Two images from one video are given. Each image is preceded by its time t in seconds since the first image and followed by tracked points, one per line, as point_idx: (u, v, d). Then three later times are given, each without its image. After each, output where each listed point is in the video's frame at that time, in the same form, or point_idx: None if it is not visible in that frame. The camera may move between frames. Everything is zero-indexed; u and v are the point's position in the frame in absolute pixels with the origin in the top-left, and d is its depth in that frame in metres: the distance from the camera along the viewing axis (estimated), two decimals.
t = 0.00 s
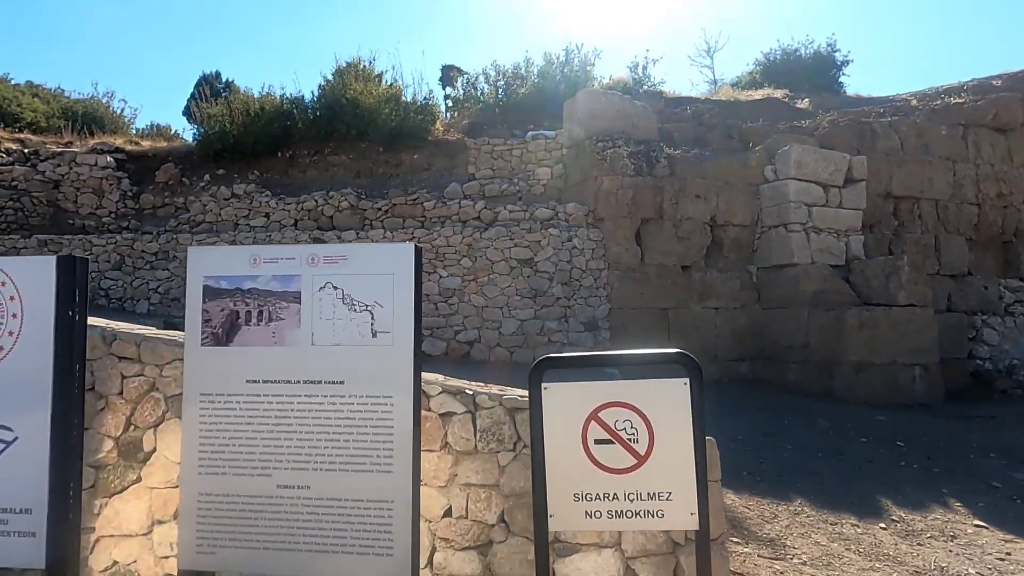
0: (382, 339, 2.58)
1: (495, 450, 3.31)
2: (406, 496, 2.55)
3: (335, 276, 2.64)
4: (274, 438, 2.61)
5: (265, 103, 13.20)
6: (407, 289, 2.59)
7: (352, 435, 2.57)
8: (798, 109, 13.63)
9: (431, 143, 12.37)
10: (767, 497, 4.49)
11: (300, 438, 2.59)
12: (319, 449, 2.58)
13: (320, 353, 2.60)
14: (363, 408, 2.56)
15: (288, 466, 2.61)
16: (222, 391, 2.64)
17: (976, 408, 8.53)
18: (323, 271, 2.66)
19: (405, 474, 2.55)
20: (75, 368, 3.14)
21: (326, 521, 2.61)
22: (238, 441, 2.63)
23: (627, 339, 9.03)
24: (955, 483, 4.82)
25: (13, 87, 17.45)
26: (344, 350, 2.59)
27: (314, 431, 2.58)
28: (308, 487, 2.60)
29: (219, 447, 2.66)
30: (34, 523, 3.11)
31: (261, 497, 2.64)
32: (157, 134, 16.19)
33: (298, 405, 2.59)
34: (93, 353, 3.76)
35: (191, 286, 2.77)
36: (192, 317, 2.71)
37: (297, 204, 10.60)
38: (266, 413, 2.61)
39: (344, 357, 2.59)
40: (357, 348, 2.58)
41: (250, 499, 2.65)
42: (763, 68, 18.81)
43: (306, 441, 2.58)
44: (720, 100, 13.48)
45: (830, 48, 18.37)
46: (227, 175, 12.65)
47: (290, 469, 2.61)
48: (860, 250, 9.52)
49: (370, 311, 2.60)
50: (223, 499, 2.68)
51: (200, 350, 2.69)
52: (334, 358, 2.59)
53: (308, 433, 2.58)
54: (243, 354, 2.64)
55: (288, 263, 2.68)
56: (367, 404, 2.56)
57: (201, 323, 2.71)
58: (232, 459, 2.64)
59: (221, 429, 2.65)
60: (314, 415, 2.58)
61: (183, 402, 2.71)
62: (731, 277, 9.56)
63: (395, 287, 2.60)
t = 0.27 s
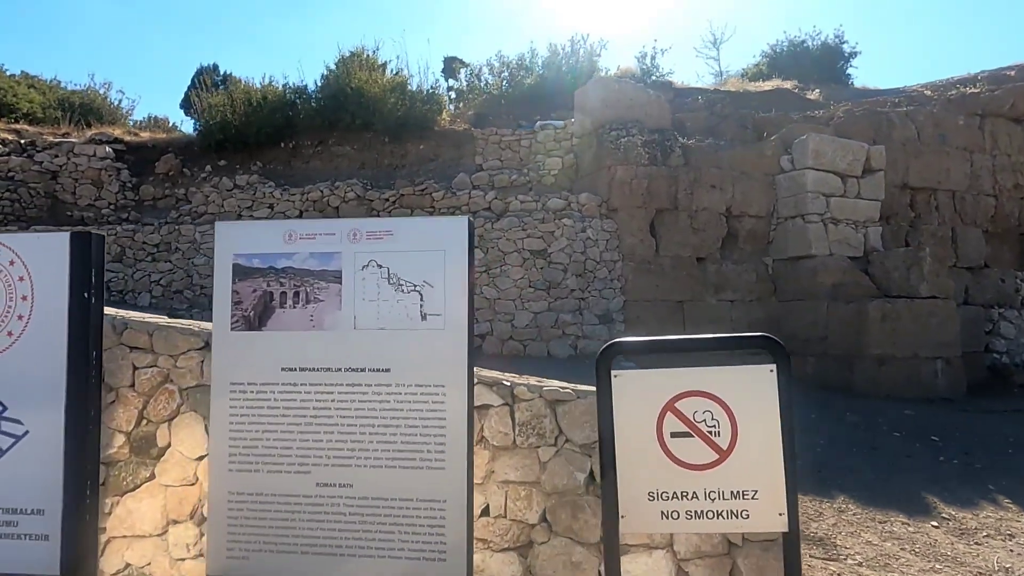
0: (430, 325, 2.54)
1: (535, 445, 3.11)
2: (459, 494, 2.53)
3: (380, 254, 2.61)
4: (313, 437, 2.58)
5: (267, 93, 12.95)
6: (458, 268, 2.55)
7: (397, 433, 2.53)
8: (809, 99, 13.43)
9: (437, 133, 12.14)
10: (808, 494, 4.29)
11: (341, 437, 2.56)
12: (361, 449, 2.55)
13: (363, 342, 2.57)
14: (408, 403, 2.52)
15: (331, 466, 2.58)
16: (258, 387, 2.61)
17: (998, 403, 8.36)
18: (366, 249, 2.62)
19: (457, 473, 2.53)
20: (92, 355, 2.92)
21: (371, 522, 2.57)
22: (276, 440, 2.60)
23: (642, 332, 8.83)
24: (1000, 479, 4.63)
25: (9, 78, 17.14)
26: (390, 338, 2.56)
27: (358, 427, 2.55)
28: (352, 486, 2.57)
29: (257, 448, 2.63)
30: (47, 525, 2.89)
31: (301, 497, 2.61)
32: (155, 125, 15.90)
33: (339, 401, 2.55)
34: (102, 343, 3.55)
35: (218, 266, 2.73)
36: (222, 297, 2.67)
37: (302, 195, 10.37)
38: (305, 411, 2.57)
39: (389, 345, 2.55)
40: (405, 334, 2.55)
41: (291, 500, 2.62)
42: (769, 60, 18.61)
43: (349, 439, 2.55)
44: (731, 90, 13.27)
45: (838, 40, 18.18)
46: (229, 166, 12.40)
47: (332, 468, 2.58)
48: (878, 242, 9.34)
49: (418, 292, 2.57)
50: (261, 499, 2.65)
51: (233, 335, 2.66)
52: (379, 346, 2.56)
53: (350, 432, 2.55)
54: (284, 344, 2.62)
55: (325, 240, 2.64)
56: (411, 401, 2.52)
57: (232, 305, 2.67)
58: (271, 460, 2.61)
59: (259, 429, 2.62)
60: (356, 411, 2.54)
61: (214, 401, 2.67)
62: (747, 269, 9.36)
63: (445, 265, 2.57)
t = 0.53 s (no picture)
0: (480, 328, 2.40)
1: (576, 454, 2.90)
2: (517, 506, 2.38)
3: (428, 247, 2.46)
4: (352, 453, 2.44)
5: (269, 86, 12.71)
6: (514, 264, 2.39)
7: (445, 447, 2.40)
8: (819, 94, 13.23)
9: (443, 127, 11.91)
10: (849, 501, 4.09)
11: (383, 452, 2.42)
12: (406, 465, 2.42)
13: (409, 347, 2.43)
14: (457, 414, 2.39)
15: (372, 483, 2.44)
16: (291, 395, 2.48)
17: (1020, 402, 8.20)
18: (412, 242, 2.47)
19: (511, 487, 2.37)
20: (105, 357, 2.69)
21: (415, 542, 2.45)
22: (311, 457, 2.45)
23: (657, 330, 8.64)
24: None
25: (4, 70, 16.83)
26: (438, 343, 2.42)
27: (402, 441, 2.41)
28: (396, 505, 2.45)
29: (288, 464, 2.49)
30: (56, 548, 2.68)
31: (339, 517, 2.47)
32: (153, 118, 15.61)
33: (382, 413, 2.42)
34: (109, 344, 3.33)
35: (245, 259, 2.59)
36: (249, 293, 2.54)
37: (307, 190, 10.15)
38: (343, 424, 2.43)
39: (437, 351, 2.42)
40: (453, 338, 2.42)
41: (327, 520, 2.48)
42: (776, 54, 18.40)
43: (392, 455, 2.42)
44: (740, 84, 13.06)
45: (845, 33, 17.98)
46: (231, 161, 12.14)
47: (373, 487, 2.45)
48: (896, 238, 9.15)
49: (470, 290, 2.42)
50: (294, 519, 2.51)
51: (265, 337, 2.53)
52: (427, 351, 2.42)
53: (394, 446, 2.42)
54: (319, 348, 2.47)
55: (365, 234, 2.51)
56: (462, 413, 2.39)
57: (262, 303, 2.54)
58: (304, 477, 2.47)
59: (290, 445, 2.47)
60: (401, 424, 2.41)
61: (241, 414, 2.53)
62: (762, 265, 9.17)
63: (499, 261, 2.41)
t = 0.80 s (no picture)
0: (531, 326, 2.34)
1: (613, 458, 2.74)
2: (575, 510, 2.32)
3: (476, 236, 2.39)
4: (393, 462, 2.38)
5: (270, 80, 12.53)
6: (569, 256, 2.32)
7: (492, 457, 2.33)
8: (827, 88, 13.09)
9: (447, 122, 11.72)
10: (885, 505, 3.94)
11: (426, 462, 2.37)
12: (451, 476, 2.36)
13: (455, 346, 2.36)
14: (508, 422, 2.32)
15: (416, 495, 2.39)
16: (326, 399, 2.42)
17: None
18: (459, 231, 2.40)
19: (569, 493, 2.32)
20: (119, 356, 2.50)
21: (461, 555, 2.40)
22: (350, 467, 2.40)
23: (669, 326, 8.51)
24: None
25: None
26: (485, 341, 2.36)
27: (448, 451, 2.36)
28: (442, 518, 2.39)
29: (322, 474, 2.43)
30: (68, 564, 2.50)
31: (380, 530, 2.42)
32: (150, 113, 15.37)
33: (426, 420, 2.36)
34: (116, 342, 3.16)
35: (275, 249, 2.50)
36: (278, 285, 2.48)
37: (309, 184, 9.96)
38: (384, 433, 2.38)
39: (484, 351, 2.35)
40: (500, 337, 2.35)
41: (368, 532, 2.43)
42: (779, 49, 18.24)
43: (437, 465, 2.37)
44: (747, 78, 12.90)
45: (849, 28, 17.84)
46: (231, 156, 11.93)
47: (417, 498, 2.39)
48: (909, 234, 9.02)
49: (521, 282, 2.36)
50: (330, 533, 2.45)
51: (293, 334, 2.47)
52: (474, 351, 2.35)
53: (439, 456, 2.36)
54: (359, 347, 2.41)
55: (404, 222, 2.43)
56: (514, 421, 2.32)
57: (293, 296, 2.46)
58: (341, 488, 2.41)
59: (325, 453, 2.41)
60: (446, 432, 2.35)
61: (272, 421, 2.47)
62: (774, 261, 9.02)
63: (553, 251, 2.34)
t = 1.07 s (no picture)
0: (592, 312, 2.27)
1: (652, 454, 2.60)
2: (641, 499, 2.27)
3: (532, 214, 2.31)
4: (439, 462, 2.32)
5: (270, 71, 12.33)
6: (632, 236, 2.24)
7: (546, 456, 2.26)
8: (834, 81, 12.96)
9: (450, 113, 11.55)
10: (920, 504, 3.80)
11: (476, 462, 2.30)
12: (502, 477, 2.29)
13: (506, 337, 2.29)
14: (564, 418, 2.26)
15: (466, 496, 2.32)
16: (365, 391, 2.37)
17: None
18: (514, 209, 2.31)
19: (635, 481, 2.27)
20: (135, 349, 2.33)
21: (514, 560, 2.33)
22: (395, 467, 2.34)
23: (679, 320, 8.39)
24: None
25: None
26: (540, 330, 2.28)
27: (499, 451, 2.28)
28: (494, 521, 2.32)
29: (363, 473, 2.38)
30: (83, 569, 2.34)
31: (425, 534, 2.36)
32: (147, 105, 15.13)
33: (474, 418, 2.29)
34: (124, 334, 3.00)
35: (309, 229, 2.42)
36: (306, 269, 2.41)
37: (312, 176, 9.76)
38: (430, 431, 2.31)
39: (540, 342, 2.27)
40: (556, 326, 2.27)
41: (414, 534, 2.37)
42: (782, 42, 18.10)
43: (487, 466, 2.29)
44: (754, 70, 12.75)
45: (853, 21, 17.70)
46: (230, 148, 11.73)
47: (466, 500, 2.32)
48: (921, 227, 8.91)
49: (581, 264, 2.27)
50: (369, 537, 2.40)
51: (329, 323, 2.40)
52: (527, 341, 2.28)
53: (490, 457, 2.28)
54: (404, 336, 2.35)
55: (449, 198, 2.35)
56: (572, 416, 2.26)
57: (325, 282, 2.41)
58: (382, 488, 2.36)
59: (364, 450, 2.36)
60: (496, 431, 2.28)
61: (306, 418, 2.41)
62: (785, 255, 8.89)
63: (616, 231, 2.26)
